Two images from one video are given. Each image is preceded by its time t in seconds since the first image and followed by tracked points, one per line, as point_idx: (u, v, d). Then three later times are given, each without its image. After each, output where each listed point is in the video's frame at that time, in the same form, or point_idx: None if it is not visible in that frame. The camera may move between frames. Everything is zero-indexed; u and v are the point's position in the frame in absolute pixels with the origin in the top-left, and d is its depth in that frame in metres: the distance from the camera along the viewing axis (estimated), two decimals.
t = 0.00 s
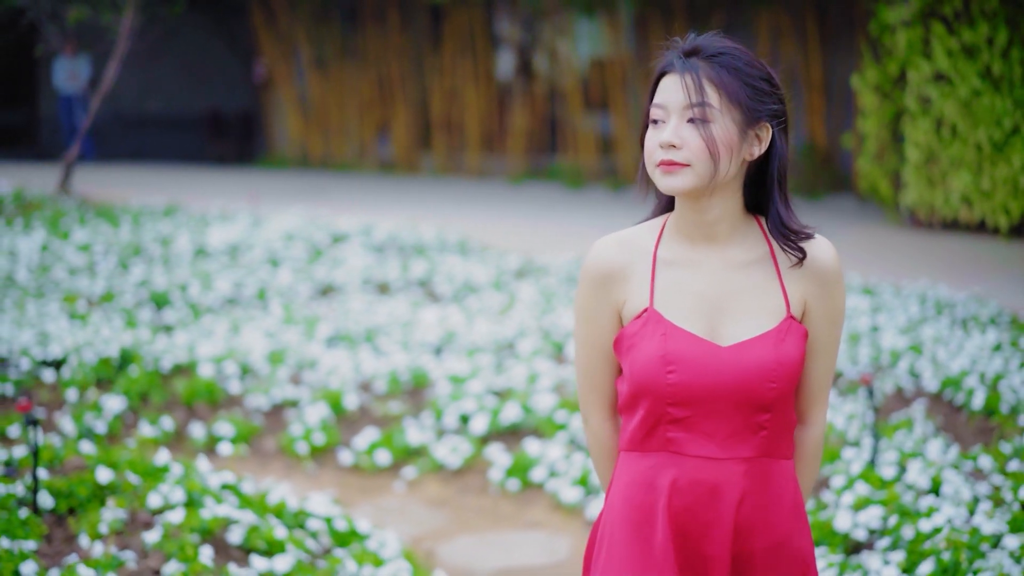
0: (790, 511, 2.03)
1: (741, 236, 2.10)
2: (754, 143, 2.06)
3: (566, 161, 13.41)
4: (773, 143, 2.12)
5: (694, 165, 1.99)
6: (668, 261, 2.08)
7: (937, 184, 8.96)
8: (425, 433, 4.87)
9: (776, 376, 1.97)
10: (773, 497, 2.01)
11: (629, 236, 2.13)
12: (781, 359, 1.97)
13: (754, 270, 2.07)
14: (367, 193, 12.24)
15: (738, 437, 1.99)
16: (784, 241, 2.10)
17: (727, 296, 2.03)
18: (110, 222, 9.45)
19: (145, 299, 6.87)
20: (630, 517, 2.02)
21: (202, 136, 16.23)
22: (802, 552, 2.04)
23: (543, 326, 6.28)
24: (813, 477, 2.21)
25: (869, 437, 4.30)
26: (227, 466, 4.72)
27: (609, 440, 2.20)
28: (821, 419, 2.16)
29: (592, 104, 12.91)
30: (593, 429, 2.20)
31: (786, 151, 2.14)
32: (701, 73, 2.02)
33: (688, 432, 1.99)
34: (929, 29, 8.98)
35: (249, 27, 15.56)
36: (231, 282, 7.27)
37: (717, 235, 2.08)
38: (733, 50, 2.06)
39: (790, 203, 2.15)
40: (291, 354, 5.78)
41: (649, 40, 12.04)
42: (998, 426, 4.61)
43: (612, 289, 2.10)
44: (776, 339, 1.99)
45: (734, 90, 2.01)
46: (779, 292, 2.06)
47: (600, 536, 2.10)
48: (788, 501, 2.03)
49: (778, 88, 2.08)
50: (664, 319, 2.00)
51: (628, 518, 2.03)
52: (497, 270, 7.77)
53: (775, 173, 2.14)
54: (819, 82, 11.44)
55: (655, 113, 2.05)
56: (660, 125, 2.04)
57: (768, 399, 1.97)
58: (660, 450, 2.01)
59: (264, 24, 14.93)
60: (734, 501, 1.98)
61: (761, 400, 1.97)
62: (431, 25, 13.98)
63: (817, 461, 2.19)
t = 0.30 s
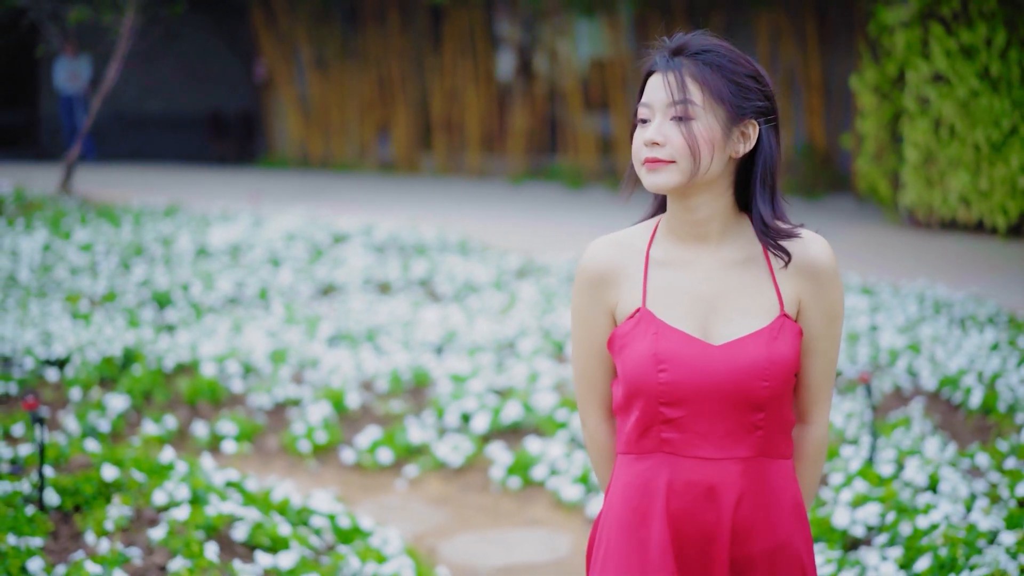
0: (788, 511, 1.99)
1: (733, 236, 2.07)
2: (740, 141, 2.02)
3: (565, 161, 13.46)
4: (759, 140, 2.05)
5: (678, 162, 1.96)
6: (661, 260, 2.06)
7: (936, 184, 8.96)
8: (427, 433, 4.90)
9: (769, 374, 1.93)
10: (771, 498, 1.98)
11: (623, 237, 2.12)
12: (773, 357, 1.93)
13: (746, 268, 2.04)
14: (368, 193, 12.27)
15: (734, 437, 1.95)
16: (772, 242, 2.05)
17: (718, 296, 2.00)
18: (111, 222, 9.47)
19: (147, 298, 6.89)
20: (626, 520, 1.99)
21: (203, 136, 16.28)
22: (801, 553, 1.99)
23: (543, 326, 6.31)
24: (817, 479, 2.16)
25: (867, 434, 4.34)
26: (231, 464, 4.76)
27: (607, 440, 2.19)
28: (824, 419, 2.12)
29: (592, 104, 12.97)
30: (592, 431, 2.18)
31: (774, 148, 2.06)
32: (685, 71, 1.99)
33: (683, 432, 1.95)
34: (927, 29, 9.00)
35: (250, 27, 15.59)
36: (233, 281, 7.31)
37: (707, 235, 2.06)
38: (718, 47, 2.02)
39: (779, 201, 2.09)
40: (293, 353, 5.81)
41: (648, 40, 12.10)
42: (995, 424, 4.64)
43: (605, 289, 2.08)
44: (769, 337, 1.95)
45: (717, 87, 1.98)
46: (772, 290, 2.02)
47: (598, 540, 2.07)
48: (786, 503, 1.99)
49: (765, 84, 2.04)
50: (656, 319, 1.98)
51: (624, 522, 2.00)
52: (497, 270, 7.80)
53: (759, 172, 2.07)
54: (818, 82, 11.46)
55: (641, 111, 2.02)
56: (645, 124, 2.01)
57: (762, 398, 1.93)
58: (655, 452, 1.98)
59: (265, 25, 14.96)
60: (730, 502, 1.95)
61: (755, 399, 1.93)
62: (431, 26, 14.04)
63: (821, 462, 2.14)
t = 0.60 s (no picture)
0: (778, 505, 1.96)
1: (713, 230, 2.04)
2: (719, 134, 1.99)
3: (559, 160, 13.52)
4: (736, 133, 2.02)
5: (657, 155, 1.93)
6: (642, 257, 2.04)
7: (926, 183, 9.03)
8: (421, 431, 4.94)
9: (752, 366, 1.90)
10: (759, 492, 1.95)
11: (604, 235, 2.11)
12: (756, 350, 1.91)
13: (727, 262, 2.02)
14: (363, 193, 12.28)
15: (719, 431, 1.93)
16: (748, 238, 2.01)
17: (699, 290, 1.98)
18: (105, 222, 9.47)
19: (142, 297, 6.91)
20: (615, 519, 1.97)
21: (196, 136, 16.30)
22: (794, 547, 1.97)
23: (536, 324, 6.35)
24: (808, 475, 2.13)
25: (857, 431, 4.41)
26: (227, 462, 4.78)
27: (596, 442, 2.17)
28: (811, 416, 2.08)
29: (585, 104, 13.07)
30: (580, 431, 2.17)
31: (752, 142, 2.04)
32: (662, 64, 1.97)
33: (668, 428, 1.93)
34: (918, 30, 9.05)
35: (243, 27, 15.59)
36: (227, 280, 7.33)
37: (686, 229, 2.04)
38: (696, 41, 2.00)
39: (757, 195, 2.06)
40: (288, 352, 5.84)
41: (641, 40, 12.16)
42: (984, 421, 4.69)
43: (587, 287, 2.07)
44: (750, 330, 1.93)
45: (695, 81, 1.95)
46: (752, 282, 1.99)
47: (589, 540, 2.05)
48: (775, 497, 1.96)
49: (744, 78, 2.02)
50: (638, 315, 1.96)
51: (614, 521, 1.98)
52: (490, 268, 7.84)
53: (735, 166, 2.04)
54: (810, 82, 11.51)
55: (618, 106, 2.00)
56: (622, 118, 1.98)
57: (746, 391, 1.91)
58: (641, 449, 1.96)
59: (259, 25, 14.98)
60: (719, 497, 1.92)
61: (739, 392, 1.91)
62: (425, 26, 14.08)
63: (812, 457, 2.11)
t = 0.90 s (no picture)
0: (756, 492, 1.99)
1: (680, 220, 2.07)
2: (686, 126, 2.02)
3: (539, 160, 13.57)
4: (702, 124, 2.05)
5: (625, 148, 1.96)
6: (610, 250, 2.06)
7: (905, 182, 9.10)
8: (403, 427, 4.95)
9: (724, 355, 1.93)
10: (736, 479, 1.98)
11: (571, 230, 2.12)
12: (727, 338, 1.94)
13: (696, 252, 2.04)
14: (345, 192, 12.25)
15: (695, 420, 1.95)
16: (716, 228, 2.04)
17: (668, 281, 2.00)
18: (86, 221, 9.42)
19: (123, 296, 6.88)
20: (595, 514, 1.99)
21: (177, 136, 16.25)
22: (773, 532, 2.00)
23: (517, 322, 6.37)
24: (787, 462, 2.15)
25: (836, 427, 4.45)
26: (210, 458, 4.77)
27: (572, 438, 2.21)
28: (788, 402, 2.11)
29: (566, 102, 13.03)
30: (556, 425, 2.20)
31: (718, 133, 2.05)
32: (628, 57, 1.99)
33: (643, 420, 1.95)
34: (896, 30, 9.14)
35: (223, 26, 15.52)
36: (209, 279, 7.32)
37: (653, 221, 2.05)
38: (661, 33, 2.02)
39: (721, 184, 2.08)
40: (270, 349, 5.84)
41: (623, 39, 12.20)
42: (961, 417, 4.74)
43: (557, 284, 2.08)
44: (721, 318, 1.95)
45: (662, 72, 1.98)
46: (721, 270, 2.02)
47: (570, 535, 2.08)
48: (753, 484, 1.99)
49: (708, 69, 2.05)
50: (608, 308, 1.98)
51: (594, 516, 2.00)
52: (471, 267, 7.86)
53: (701, 157, 2.06)
54: (789, 82, 11.59)
55: (584, 99, 2.02)
56: (589, 112, 2.00)
57: (719, 379, 1.93)
58: (617, 442, 1.98)
59: (239, 24, 14.94)
60: (695, 488, 1.95)
61: (712, 380, 1.93)
62: (407, 26, 14.08)
63: (790, 444, 2.13)
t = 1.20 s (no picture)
0: (729, 483, 2.03)
1: (646, 217, 2.11)
2: (653, 122, 2.05)
3: (515, 159, 13.62)
4: (667, 121, 2.09)
5: (594, 147, 1.98)
6: (578, 248, 2.09)
7: (879, 182, 9.16)
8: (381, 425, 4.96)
9: (693, 350, 1.95)
10: (710, 471, 2.02)
11: (540, 229, 2.15)
12: (695, 333, 1.96)
13: (663, 248, 2.07)
14: (323, 192, 12.23)
15: (666, 416, 1.98)
16: (682, 222, 2.07)
17: (635, 277, 2.03)
18: (62, 221, 9.36)
19: (100, 295, 6.85)
20: (571, 511, 2.02)
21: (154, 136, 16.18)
22: (747, 521, 2.04)
23: (495, 320, 6.40)
24: (761, 453, 2.19)
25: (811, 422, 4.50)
26: (189, 455, 4.77)
27: (547, 435, 2.24)
28: (761, 394, 2.14)
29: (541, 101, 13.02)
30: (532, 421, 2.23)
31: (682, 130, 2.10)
32: (593, 55, 2.01)
33: (616, 417, 1.98)
34: (870, 29, 9.17)
35: (198, 25, 15.45)
36: (186, 278, 7.30)
37: (620, 218, 2.09)
38: (623, 30, 2.05)
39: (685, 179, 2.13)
40: (248, 347, 5.83)
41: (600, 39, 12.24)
42: (934, 412, 4.80)
43: (527, 283, 2.11)
44: (689, 314, 1.98)
45: (628, 70, 2.00)
46: (687, 265, 2.05)
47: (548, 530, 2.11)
48: (725, 476, 2.03)
49: (670, 65, 2.08)
50: (577, 307, 2.01)
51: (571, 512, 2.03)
52: (449, 265, 7.87)
53: (667, 153, 2.10)
54: (765, 81, 11.67)
55: (551, 99, 2.04)
56: (557, 110, 2.03)
57: (689, 375, 1.96)
58: (591, 439, 2.01)
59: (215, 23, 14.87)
60: (669, 483, 1.98)
61: (681, 376, 1.96)
62: (384, 25, 14.07)
63: (763, 434, 2.17)
